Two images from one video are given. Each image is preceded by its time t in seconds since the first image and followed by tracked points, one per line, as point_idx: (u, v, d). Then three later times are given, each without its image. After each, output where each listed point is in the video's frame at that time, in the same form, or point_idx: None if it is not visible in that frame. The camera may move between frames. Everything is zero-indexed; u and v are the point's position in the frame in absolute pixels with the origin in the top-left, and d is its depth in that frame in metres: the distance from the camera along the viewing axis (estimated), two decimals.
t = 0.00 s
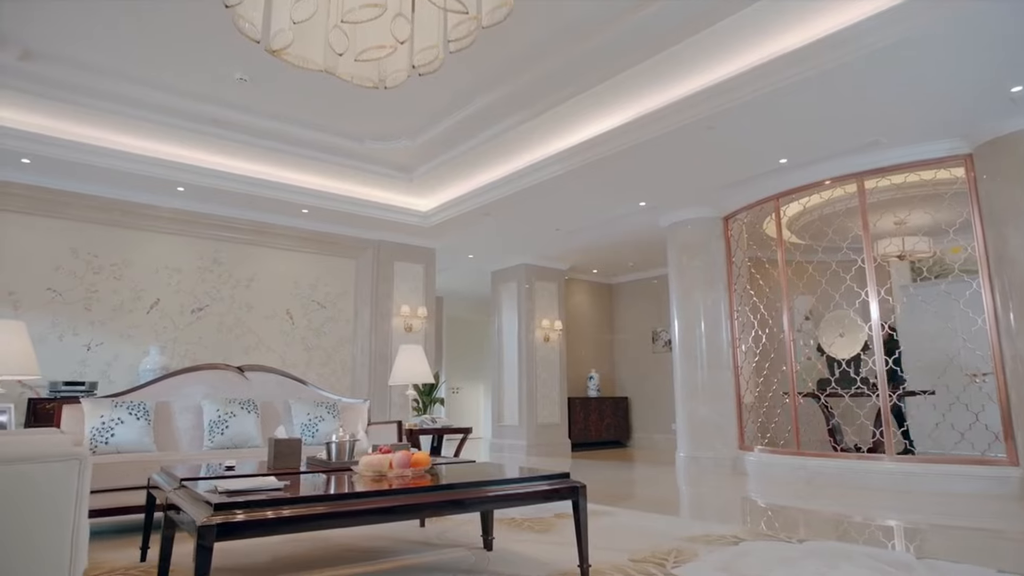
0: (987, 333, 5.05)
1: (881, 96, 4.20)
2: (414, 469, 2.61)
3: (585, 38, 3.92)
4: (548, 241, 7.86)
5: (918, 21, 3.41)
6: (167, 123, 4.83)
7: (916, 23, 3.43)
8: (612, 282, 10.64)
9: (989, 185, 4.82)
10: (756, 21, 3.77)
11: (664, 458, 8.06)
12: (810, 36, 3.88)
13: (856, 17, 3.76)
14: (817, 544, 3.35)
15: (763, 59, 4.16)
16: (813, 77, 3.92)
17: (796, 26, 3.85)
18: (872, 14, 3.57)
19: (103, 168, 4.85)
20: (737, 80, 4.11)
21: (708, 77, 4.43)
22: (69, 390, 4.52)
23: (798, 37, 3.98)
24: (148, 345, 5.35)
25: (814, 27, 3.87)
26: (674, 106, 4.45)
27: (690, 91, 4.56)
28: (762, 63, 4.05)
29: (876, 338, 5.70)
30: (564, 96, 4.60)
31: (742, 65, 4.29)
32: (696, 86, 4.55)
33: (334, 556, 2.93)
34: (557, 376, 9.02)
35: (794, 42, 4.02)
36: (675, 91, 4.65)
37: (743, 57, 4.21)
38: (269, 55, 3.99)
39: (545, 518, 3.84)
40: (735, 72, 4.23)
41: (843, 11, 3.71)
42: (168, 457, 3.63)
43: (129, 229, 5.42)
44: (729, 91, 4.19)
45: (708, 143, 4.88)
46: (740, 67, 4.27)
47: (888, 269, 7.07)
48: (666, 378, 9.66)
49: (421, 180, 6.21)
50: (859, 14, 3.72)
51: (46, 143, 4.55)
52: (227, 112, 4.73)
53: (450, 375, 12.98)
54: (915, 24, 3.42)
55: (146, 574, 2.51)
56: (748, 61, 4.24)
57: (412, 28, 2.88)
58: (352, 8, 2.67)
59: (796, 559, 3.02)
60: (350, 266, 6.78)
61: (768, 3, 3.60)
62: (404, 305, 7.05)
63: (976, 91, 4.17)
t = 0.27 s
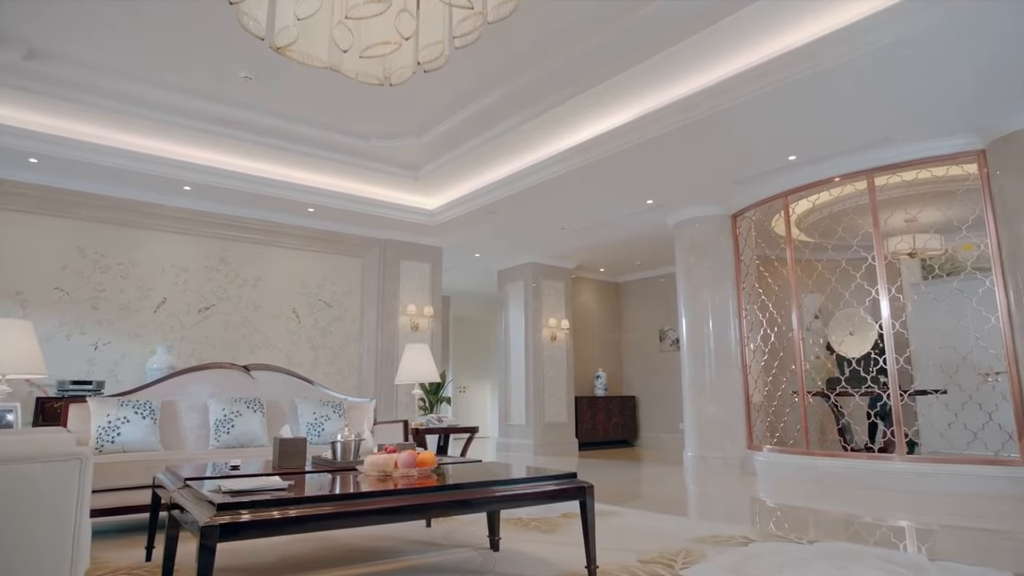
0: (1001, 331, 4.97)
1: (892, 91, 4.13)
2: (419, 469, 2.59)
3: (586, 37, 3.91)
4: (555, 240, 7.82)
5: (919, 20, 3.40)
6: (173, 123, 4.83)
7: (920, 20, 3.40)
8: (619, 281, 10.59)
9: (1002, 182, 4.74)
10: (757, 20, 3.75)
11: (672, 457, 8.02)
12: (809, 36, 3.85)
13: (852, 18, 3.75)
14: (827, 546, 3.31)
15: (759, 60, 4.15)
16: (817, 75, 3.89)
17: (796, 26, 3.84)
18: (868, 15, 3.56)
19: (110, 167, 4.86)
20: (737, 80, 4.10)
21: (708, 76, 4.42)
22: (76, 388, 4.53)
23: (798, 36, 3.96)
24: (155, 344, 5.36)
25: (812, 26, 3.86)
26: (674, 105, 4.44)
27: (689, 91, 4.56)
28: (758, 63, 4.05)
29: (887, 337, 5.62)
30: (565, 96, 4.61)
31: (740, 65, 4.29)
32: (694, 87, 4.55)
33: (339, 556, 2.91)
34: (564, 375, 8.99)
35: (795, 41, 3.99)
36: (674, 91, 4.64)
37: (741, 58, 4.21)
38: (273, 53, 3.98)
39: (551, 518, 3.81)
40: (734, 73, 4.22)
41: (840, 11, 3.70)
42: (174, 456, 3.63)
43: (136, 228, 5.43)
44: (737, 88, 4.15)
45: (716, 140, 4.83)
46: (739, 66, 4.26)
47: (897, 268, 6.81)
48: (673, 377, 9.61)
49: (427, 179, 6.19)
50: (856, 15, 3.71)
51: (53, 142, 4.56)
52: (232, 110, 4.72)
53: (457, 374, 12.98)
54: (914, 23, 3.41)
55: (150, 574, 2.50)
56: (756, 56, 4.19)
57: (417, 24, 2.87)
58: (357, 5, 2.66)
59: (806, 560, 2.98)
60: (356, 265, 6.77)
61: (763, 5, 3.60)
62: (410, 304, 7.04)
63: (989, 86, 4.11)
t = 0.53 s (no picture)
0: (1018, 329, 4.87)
1: (907, 85, 4.06)
2: (426, 468, 2.56)
3: (593, 34, 3.87)
4: (563, 238, 7.78)
5: (923, 17, 3.37)
6: (181, 122, 4.83)
7: (937, 12, 3.33)
8: (628, 279, 10.53)
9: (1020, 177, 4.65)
10: (762, 17, 3.71)
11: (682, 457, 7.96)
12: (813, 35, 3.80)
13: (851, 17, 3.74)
14: (841, 547, 3.25)
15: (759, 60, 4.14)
16: (828, 69, 3.83)
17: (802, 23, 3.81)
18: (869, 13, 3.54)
19: (120, 167, 4.87)
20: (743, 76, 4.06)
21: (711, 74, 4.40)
22: (86, 387, 4.55)
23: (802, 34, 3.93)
24: (164, 343, 5.37)
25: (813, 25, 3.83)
26: (678, 102, 4.43)
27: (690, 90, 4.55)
28: (757, 63, 4.06)
29: (901, 335, 5.53)
30: (571, 94, 4.59)
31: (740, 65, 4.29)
32: (694, 87, 4.56)
33: (347, 557, 2.89)
34: (573, 374, 8.94)
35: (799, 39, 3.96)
36: (676, 90, 4.64)
37: (746, 55, 4.17)
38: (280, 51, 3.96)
39: (561, 518, 3.78)
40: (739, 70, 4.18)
41: (841, 10, 3.68)
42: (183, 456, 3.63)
43: (145, 227, 5.44)
44: (748, 82, 4.09)
45: (726, 136, 4.77)
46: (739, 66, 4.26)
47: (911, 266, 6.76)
48: (684, 376, 9.54)
49: (435, 177, 6.16)
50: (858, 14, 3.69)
51: (62, 142, 4.57)
52: (239, 109, 4.72)
53: (466, 373, 12.98)
54: (916, 21, 3.38)
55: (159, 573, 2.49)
56: (768, 51, 4.12)
57: (424, 20, 2.85)
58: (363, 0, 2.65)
59: (821, 562, 2.93)
60: (364, 264, 6.76)
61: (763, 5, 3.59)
62: (418, 303, 7.02)
63: (1008, 79, 4.02)
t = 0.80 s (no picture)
0: None
1: (924, 78, 3.98)
2: (435, 468, 2.53)
3: (603, 30, 3.83)
4: (573, 236, 7.74)
5: (924, 16, 3.35)
6: (190, 121, 4.84)
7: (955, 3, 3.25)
8: (639, 277, 10.46)
9: None
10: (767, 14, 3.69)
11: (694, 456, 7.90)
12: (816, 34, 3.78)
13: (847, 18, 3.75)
14: (857, 548, 3.19)
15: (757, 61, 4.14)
16: (842, 63, 3.76)
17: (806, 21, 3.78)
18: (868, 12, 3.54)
19: (131, 167, 4.89)
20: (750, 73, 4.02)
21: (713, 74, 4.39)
22: (99, 386, 4.57)
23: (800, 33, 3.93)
24: (175, 342, 5.39)
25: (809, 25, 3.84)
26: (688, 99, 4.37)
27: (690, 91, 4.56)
28: (757, 63, 4.06)
29: (917, 333, 5.42)
30: (580, 91, 4.55)
31: (740, 66, 4.29)
32: (695, 87, 4.56)
33: (355, 557, 2.87)
34: (584, 373, 8.90)
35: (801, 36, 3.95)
36: (681, 89, 4.61)
37: (758, 50, 4.11)
38: (288, 49, 3.96)
39: (572, 518, 3.75)
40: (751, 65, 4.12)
41: (839, 10, 3.68)
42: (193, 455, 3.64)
43: (156, 227, 5.47)
44: (761, 77, 4.02)
45: (738, 132, 4.71)
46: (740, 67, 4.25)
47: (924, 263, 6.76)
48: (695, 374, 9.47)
49: (444, 175, 6.14)
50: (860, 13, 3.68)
51: (74, 142, 4.60)
52: (248, 108, 4.72)
53: (477, 372, 12.97)
54: (926, 15, 3.34)
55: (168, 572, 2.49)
56: (781, 45, 4.05)
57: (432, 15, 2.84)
58: None
59: (836, 564, 2.87)
60: (374, 263, 6.75)
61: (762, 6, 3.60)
62: (428, 302, 7.01)
63: None
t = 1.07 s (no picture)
0: None
1: (938, 73, 3.91)
2: (443, 468, 2.50)
3: (611, 27, 3.80)
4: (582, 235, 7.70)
5: (931, 12, 3.31)
6: (199, 121, 4.85)
7: None
8: (648, 276, 10.41)
9: None
10: (771, 12, 3.66)
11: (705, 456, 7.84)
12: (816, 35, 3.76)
13: (853, 15, 3.71)
14: (872, 550, 3.15)
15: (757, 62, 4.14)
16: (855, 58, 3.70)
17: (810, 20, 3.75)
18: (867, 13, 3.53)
19: (140, 167, 4.91)
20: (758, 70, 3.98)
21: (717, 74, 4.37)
22: (109, 386, 4.60)
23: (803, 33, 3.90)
24: (185, 341, 5.41)
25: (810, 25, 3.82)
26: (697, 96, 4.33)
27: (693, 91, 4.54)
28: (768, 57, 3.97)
29: (931, 331, 5.34)
30: (588, 88, 4.51)
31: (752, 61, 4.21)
32: (698, 88, 4.55)
33: (363, 557, 2.86)
34: (593, 372, 8.87)
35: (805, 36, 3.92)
36: (690, 86, 4.56)
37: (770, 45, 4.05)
38: (295, 48, 3.95)
39: (582, 518, 3.72)
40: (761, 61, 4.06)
41: None
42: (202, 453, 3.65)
43: (166, 227, 5.49)
44: (772, 72, 3.97)
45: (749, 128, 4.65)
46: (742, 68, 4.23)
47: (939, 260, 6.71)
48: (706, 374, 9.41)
49: (453, 173, 6.12)
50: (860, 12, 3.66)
51: (84, 143, 4.62)
52: (256, 108, 4.72)
53: (486, 371, 12.95)
54: (941, 9, 3.27)
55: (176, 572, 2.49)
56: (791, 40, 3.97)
57: (439, 12, 2.82)
58: None
59: (850, 566, 2.83)
60: (382, 262, 6.75)
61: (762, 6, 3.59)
62: (437, 301, 7.00)
63: None
